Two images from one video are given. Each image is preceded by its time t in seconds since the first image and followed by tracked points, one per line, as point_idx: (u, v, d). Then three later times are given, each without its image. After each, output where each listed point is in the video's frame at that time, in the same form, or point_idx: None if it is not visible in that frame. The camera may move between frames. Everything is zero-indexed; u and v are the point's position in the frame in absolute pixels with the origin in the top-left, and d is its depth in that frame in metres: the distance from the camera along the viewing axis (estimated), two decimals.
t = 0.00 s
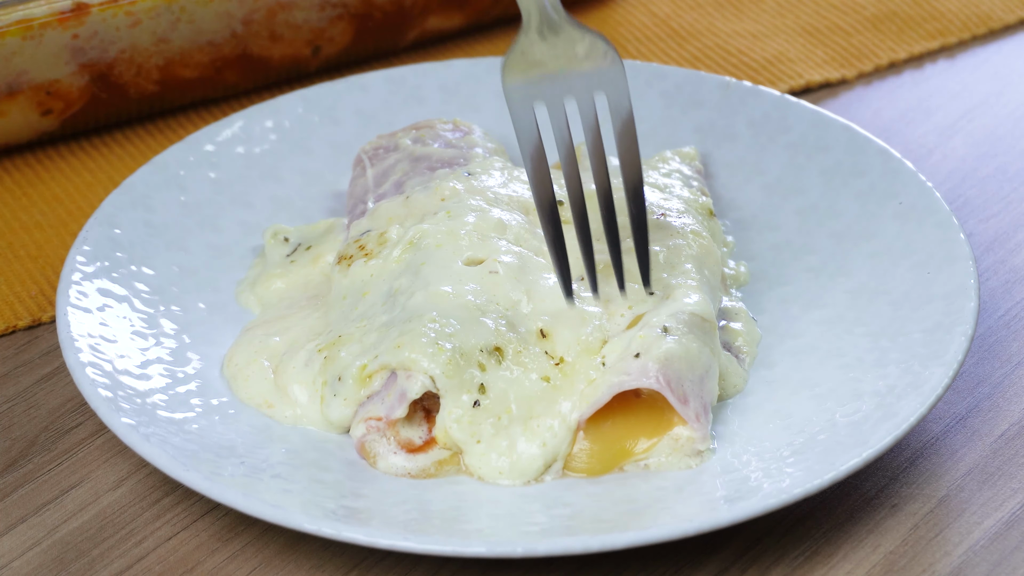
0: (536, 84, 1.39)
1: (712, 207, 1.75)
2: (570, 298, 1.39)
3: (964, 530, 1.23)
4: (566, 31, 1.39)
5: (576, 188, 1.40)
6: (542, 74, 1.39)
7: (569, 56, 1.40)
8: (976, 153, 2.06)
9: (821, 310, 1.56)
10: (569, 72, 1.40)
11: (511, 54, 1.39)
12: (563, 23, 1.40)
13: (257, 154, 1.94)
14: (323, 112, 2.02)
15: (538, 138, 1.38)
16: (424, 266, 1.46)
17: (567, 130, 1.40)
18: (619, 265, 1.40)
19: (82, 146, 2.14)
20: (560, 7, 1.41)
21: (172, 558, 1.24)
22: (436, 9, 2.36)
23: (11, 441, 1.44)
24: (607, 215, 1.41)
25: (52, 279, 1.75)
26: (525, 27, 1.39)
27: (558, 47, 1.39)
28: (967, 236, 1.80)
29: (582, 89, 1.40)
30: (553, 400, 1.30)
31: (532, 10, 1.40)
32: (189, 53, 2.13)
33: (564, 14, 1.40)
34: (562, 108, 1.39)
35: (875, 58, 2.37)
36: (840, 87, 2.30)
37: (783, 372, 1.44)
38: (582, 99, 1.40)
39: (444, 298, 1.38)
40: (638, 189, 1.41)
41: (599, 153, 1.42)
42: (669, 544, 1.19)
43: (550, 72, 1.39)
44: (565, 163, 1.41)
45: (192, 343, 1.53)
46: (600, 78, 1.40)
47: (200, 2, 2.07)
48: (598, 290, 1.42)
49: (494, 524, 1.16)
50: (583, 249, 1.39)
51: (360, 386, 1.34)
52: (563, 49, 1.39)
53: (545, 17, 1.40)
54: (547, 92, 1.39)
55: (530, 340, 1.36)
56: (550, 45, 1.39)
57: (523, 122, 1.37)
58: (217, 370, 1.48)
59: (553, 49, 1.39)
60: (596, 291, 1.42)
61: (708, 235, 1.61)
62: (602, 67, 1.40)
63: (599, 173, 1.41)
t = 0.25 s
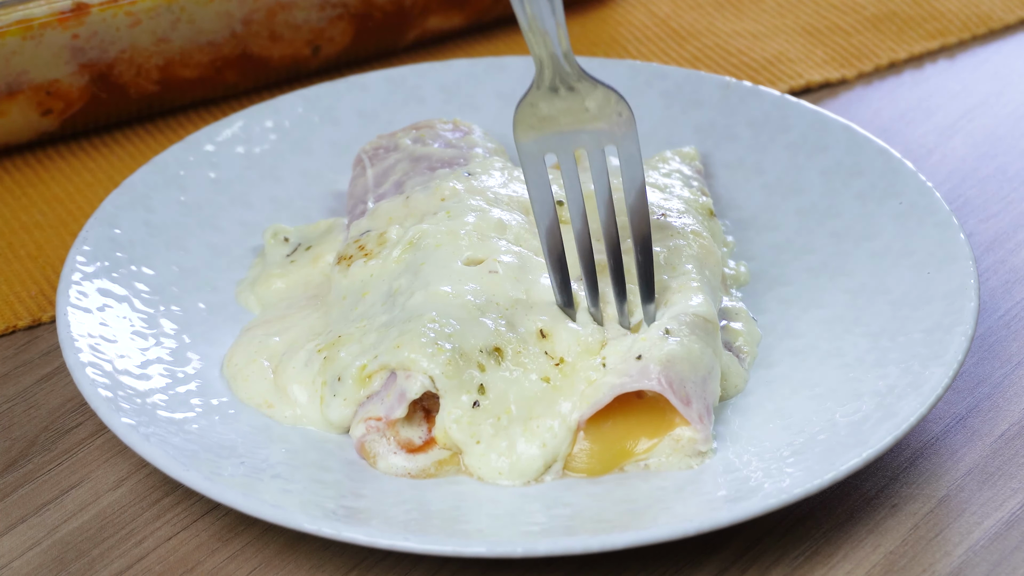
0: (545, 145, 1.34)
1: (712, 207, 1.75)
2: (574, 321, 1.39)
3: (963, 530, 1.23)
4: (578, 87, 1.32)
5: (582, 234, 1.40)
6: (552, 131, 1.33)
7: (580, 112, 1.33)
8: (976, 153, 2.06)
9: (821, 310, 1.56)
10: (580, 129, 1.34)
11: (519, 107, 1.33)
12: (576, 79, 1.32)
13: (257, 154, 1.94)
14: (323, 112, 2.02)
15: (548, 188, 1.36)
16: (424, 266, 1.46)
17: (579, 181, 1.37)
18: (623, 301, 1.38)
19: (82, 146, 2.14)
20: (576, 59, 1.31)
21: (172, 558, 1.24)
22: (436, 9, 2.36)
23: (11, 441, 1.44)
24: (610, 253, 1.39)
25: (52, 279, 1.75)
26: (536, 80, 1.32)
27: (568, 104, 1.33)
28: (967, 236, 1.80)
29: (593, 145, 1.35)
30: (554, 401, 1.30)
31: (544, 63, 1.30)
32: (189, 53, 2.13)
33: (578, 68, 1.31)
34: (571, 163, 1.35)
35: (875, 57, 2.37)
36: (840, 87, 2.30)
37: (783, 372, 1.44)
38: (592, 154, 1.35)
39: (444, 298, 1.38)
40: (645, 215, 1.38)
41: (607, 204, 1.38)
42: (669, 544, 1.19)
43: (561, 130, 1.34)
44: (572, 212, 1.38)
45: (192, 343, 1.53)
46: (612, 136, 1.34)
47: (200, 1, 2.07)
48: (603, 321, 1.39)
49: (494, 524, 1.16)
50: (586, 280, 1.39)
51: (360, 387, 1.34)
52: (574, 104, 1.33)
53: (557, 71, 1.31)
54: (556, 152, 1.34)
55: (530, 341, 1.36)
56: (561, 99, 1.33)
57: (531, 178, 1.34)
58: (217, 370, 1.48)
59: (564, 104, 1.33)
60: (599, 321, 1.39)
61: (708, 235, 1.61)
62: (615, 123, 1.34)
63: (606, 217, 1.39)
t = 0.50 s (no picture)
0: (565, 158, 1.34)
1: (713, 207, 1.75)
2: (585, 325, 1.39)
3: (963, 530, 1.23)
4: (598, 100, 1.33)
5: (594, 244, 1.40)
6: (571, 143, 1.34)
7: (598, 125, 1.34)
8: (976, 153, 2.06)
9: (821, 310, 1.56)
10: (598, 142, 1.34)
11: (538, 118, 1.34)
12: (595, 92, 1.32)
13: (257, 154, 1.94)
14: (323, 111, 2.02)
15: (566, 199, 1.36)
16: (425, 266, 1.47)
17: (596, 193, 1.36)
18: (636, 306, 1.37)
19: (82, 146, 2.14)
20: (595, 74, 1.32)
21: (172, 558, 1.24)
22: (436, 9, 2.36)
23: (11, 441, 1.44)
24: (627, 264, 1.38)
25: (52, 279, 1.75)
26: (556, 93, 1.33)
27: (587, 116, 1.34)
28: (967, 236, 1.80)
29: (611, 158, 1.35)
30: (555, 404, 1.30)
31: (564, 77, 1.31)
32: (189, 54, 2.13)
33: (598, 82, 1.32)
34: (589, 174, 1.35)
35: (875, 57, 2.37)
36: (840, 87, 2.30)
37: (783, 372, 1.44)
38: (610, 166, 1.35)
39: (445, 298, 1.39)
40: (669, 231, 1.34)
41: (624, 217, 1.36)
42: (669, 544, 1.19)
43: (579, 142, 1.34)
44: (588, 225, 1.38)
45: (192, 343, 1.53)
46: (631, 149, 1.34)
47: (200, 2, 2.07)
48: (613, 327, 1.39)
49: (494, 524, 1.16)
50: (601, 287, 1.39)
51: (360, 386, 1.34)
52: (593, 116, 1.34)
53: (577, 85, 1.32)
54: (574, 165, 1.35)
55: (532, 344, 1.36)
56: (580, 112, 1.34)
57: (549, 190, 1.34)
58: (217, 370, 1.48)
59: (584, 117, 1.34)
60: (609, 328, 1.38)
61: (710, 235, 1.61)
62: (634, 138, 1.34)
63: (623, 231, 1.37)
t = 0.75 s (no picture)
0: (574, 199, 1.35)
1: (713, 207, 1.75)
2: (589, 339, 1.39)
3: (963, 530, 1.23)
4: (610, 142, 1.31)
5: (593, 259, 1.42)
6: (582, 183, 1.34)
7: (608, 166, 1.33)
8: (976, 153, 2.06)
9: (821, 309, 1.56)
10: (609, 181, 1.34)
11: (550, 159, 1.33)
12: (608, 132, 1.30)
13: (257, 154, 1.93)
14: (323, 111, 2.02)
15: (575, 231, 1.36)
16: (424, 266, 1.47)
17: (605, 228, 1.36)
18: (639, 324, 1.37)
19: (81, 146, 2.14)
20: (606, 116, 1.29)
21: (172, 558, 1.24)
22: (436, 9, 2.36)
23: (11, 441, 1.44)
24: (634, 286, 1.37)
25: (52, 279, 1.75)
26: (568, 133, 1.31)
27: (600, 156, 1.33)
28: (967, 236, 1.80)
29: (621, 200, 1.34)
30: (555, 406, 1.30)
31: (575, 119, 1.29)
32: (189, 53, 2.13)
33: (609, 124, 1.30)
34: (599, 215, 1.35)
35: (875, 57, 2.37)
36: (840, 87, 2.30)
37: (783, 372, 1.44)
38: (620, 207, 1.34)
39: (445, 298, 1.39)
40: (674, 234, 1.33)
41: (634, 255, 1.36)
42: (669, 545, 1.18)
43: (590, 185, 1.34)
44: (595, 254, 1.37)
45: (192, 343, 1.53)
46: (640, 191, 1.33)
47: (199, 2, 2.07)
48: (615, 343, 1.38)
49: (494, 525, 1.16)
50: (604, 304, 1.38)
51: (360, 386, 1.34)
52: (603, 157, 1.33)
53: (589, 126, 1.30)
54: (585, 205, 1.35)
55: (533, 345, 1.37)
56: (590, 153, 1.32)
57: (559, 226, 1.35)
58: (217, 370, 1.48)
59: (595, 157, 1.33)
60: (612, 343, 1.38)
61: (711, 235, 1.62)
62: (645, 182, 1.33)
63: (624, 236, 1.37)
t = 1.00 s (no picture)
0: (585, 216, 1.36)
1: (714, 207, 1.75)
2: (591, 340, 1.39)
3: (963, 530, 1.23)
4: (621, 160, 1.32)
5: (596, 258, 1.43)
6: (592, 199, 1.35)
7: (619, 184, 1.34)
8: (976, 153, 2.06)
9: (820, 309, 1.56)
10: (619, 199, 1.35)
11: (563, 173, 1.35)
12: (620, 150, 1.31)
13: (257, 155, 1.93)
14: (323, 111, 2.02)
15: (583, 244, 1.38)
16: (425, 266, 1.47)
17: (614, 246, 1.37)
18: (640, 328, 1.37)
19: (82, 146, 2.14)
20: (618, 134, 1.31)
21: (172, 558, 1.24)
22: (437, 9, 2.36)
23: (11, 441, 1.44)
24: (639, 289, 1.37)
25: (52, 279, 1.75)
26: (580, 149, 1.33)
27: (612, 173, 1.34)
28: (967, 236, 1.80)
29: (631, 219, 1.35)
30: (556, 408, 1.30)
31: (588, 136, 1.30)
32: (189, 53, 2.13)
33: (621, 142, 1.31)
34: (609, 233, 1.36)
35: (875, 57, 2.37)
36: (840, 87, 2.30)
37: (783, 372, 1.44)
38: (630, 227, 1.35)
39: (445, 298, 1.39)
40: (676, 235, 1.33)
41: (642, 269, 1.36)
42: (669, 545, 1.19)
43: (601, 201, 1.35)
44: (601, 260, 1.38)
45: (192, 343, 1.53)
46: (650, 211, 1.34)
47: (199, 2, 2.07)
48: (617, 344, 1.39)
49: (494, 525, 1.16)
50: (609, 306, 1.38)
51: (360, 386, 1.34)
52: (614, 175, 1.34)
53: (601, 143, 1.31)
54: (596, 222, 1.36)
55: (534, 346, 1.37)
56: (601, 170, 1.34)
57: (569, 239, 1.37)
58: (217, 370, 1.48)
59: (606, 174, 1.34)
60: (613, 346, 1.39)
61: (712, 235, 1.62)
62: (655, 202, 1.33)
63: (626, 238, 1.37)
